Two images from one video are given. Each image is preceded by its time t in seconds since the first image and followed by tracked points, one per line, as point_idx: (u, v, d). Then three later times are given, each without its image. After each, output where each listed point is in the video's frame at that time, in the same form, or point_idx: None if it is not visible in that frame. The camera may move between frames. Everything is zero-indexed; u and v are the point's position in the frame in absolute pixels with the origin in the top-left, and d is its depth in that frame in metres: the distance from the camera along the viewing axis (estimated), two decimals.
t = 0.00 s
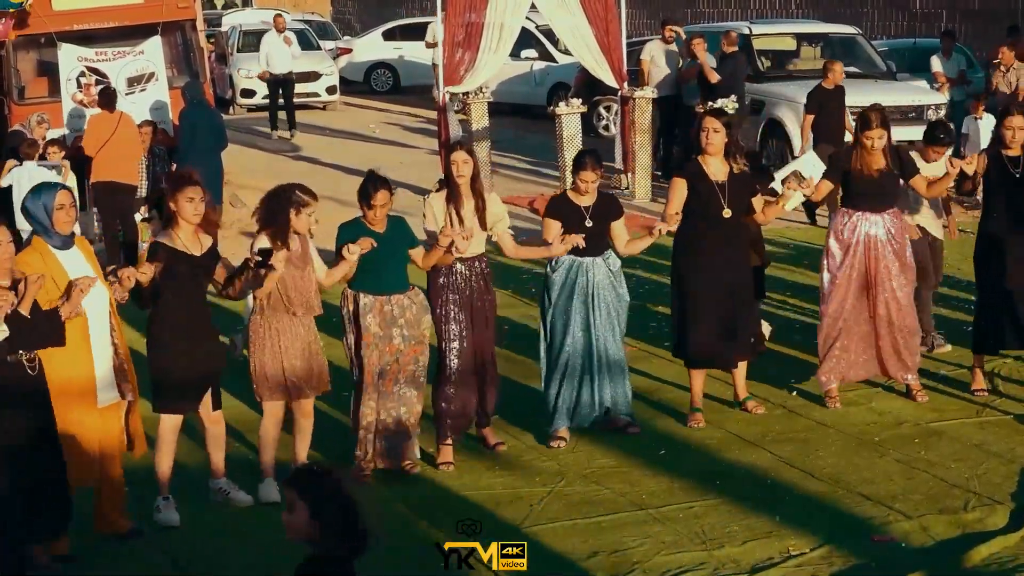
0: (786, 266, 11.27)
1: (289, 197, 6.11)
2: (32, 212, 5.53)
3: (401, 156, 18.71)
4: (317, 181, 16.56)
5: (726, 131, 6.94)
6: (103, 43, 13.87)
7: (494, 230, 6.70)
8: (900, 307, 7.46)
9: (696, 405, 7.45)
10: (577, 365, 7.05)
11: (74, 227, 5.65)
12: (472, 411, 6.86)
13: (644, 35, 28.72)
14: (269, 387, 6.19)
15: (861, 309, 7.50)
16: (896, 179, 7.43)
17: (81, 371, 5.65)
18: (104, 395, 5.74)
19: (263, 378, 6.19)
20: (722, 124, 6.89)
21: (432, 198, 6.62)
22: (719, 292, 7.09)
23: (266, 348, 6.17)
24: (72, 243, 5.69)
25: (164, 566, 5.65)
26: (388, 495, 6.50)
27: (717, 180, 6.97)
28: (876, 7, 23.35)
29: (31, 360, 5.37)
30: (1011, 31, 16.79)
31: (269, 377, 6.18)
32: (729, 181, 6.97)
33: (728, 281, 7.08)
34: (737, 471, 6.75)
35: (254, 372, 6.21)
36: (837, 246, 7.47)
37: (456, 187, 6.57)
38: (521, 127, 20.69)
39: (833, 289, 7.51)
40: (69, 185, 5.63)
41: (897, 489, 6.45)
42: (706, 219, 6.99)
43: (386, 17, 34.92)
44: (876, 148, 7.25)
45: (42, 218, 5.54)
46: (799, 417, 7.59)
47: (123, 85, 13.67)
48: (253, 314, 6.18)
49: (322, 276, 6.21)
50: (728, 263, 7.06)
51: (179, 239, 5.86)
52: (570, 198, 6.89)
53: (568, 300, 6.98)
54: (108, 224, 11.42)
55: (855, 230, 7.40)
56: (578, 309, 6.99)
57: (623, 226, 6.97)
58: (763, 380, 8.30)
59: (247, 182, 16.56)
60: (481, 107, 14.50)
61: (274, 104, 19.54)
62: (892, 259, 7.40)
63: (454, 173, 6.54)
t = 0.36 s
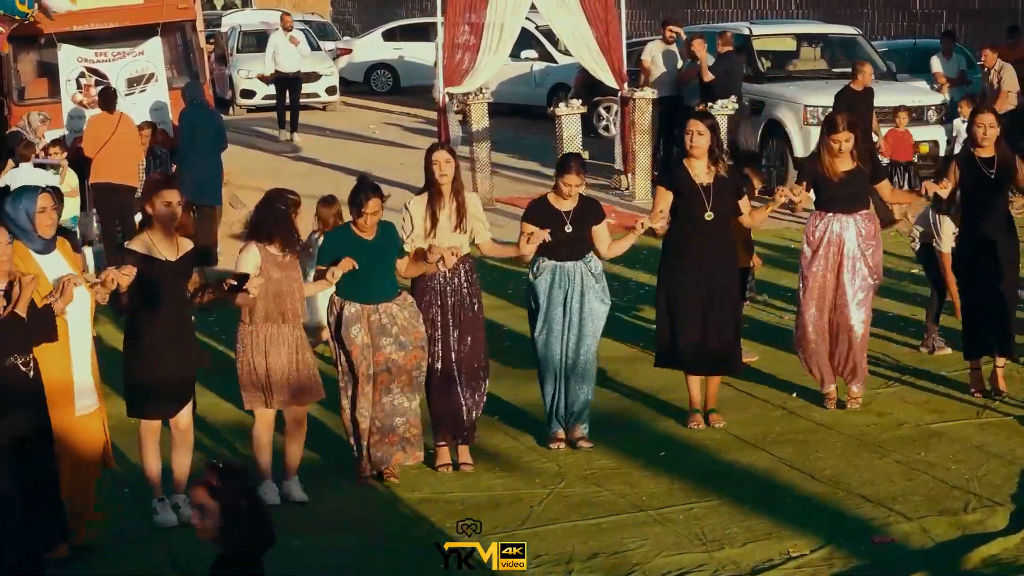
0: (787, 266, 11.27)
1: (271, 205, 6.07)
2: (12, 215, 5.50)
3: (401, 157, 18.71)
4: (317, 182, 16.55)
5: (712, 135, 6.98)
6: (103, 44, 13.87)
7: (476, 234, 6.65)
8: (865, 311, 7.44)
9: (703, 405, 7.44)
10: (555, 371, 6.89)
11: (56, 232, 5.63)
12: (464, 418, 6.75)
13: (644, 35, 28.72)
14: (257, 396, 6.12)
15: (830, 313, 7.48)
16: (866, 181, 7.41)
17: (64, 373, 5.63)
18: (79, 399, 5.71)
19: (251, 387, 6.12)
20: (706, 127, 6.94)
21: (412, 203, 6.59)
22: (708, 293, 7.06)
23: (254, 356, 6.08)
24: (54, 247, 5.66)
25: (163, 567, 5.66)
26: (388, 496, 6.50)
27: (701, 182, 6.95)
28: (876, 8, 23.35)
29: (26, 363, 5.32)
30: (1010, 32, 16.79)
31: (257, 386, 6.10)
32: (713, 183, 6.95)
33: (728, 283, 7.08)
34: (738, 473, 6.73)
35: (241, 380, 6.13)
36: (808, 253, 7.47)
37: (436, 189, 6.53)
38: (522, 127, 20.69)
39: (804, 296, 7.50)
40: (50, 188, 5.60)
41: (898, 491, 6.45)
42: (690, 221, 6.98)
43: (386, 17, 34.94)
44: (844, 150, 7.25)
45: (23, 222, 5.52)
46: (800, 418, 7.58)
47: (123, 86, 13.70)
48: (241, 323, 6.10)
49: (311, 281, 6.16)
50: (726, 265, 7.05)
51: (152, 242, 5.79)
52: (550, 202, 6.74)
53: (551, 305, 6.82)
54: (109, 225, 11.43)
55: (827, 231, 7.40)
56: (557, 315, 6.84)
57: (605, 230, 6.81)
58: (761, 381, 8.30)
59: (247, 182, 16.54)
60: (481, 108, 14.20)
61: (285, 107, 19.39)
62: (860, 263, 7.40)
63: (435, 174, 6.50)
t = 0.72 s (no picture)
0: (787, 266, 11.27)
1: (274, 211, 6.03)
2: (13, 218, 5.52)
3: (401, 157, 18.71)
4: (317, 183, 16.54)
5: (704, 135, 6.96)
6: (102, 44, 13.88)
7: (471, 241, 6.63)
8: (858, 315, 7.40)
9: (676, 409, 7.40)
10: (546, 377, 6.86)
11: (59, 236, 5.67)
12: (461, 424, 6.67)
13: (644, 35, 28.70)
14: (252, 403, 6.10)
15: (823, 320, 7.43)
16: (854, 186, 7.33)
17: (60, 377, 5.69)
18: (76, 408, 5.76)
19: (248, 392, 6.10)
20: (698, 128, 6.90)
21: (402, 211, 6.57)
22: (702, 295, 7.05)
23: (250, 361, 6.07)
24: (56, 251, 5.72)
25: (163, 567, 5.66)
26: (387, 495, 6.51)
27: (694, 185, 6.96)
28: (876, 8, 23.35)
29: (40, 376, 5.35)
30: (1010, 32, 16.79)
31: (252, 393, 6.09)
32: (705, 186, 6.95)
33: (729, 283, 7.07)
34: (737, 474, 6.73)
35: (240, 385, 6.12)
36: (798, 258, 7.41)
37: (428, 196, 6.49)
38: (521, 128, 20.68)
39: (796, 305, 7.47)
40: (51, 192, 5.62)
41: (897, 492, 6.44)
42: (685, 224, 6.99)
43: (385, 17, 34.95)
44: (830, 149, 7.19)
45: (26, 226, 5.54)
46: (798, 420, 7.58)
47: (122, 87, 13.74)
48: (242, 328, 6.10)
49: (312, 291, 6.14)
50: (724, 266, 7.06)
51: (138, 249, 5.77)
52: (544, 208, 6.73)
53: (546, 313, 6.77)
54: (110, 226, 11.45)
55: (816, 237, 7.33)
56: (548, 326, 6.78)
57: (594, 236, 6.87)
58: (760, 382, 8.30)
59: (246, 183, 16.53)
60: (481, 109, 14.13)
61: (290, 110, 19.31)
62: (852, 265, 7.33)
63: (428, 182, 6.46)
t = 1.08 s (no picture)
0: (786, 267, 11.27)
1: (256, 210, 5.93)
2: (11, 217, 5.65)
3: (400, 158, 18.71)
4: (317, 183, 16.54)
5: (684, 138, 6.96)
6: (102, 45, 13.87)
7: (449, 239, 6.61)
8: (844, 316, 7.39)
9: (655, 412, 7.29)
10: (528, 376, 6.76)
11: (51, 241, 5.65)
12: (451, 425, 6.67)
13: (644, 36, 28.70)
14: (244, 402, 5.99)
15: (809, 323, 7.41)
16: (832, 187, 7.34)
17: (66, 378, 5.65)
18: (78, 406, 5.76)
19: (239, 389, 5.98)
20: (678, 131, 6.90)
21: (380, 213, 6.48)
22: (687, 297, 7.04)
23: (240, 357, 5.96)
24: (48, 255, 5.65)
25: (161, 568, 5.67)
26: (386, 496, 6.52)
27: (675, 187, 6.95)
28: (875, 9, 23.35)
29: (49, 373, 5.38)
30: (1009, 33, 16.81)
31: (243, 392, 5.98)
32: (686, 188, 6.96)
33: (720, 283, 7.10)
34: (737, 475, 6.73)
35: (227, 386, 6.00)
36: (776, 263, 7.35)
37: (405, 199, 6.45)
38: (521, 129, 20.68)
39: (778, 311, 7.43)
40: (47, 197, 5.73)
41: (897, 492, 6.45)
42: (667, 228, 6.96)
43: (385, 18, 34.97)
44: (809, 147, 7.20)
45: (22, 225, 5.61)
46: (798, 420, 7.58)
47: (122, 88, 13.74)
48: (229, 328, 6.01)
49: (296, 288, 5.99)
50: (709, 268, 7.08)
51: (127, 253, 5.69)
52: (523, 208, 6.65)
53: (531, 317, 6.70)
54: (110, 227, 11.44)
55: (797, 237, 7.30)
56: (531, 330, 6.72)
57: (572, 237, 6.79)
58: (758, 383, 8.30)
59: (247, 184, 16.53)
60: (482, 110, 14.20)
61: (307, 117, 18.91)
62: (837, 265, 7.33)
63: (406, 183, 6.41)
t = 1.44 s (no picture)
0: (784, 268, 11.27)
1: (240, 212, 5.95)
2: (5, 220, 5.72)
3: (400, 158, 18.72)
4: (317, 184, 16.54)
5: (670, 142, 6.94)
6: (102, 45, 13.84)
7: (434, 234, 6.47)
8: (824, 318, 7.38)
9: (655, 414, 7.27)
10: (513, 378, 6.76)
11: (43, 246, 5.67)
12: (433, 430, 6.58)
13: (644, 36, 28.71)
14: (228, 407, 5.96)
15: (791, 323, 7.39)
16: (814, 191, 7.35)
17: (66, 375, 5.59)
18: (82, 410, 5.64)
19: (217, 392, 5.97)
20: (666, 134, 6.89)
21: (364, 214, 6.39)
22: (672, 300, 7.03)
23: (222, 363, 5.93)
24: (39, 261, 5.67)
25: (160, 569, 5.67)
26: (383, 497, 6.52)
27: (658, 191, 6.96)
28: (876, 9, 23.34)
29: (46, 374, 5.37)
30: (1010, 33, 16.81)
31: (229, 395, 5.96)
32: (670, 192, 6.96)
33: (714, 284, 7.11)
34: (736, 475, 6.73)
35: (212, 391, 5.98)
36: (757, 262, 7.36)
37: (384, 199, 6.37)
38: (522, 129, 20.68)
39: (761, 311, 7.41)
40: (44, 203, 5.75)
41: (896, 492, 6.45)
42: (651, 232, 6.96)
43: (386, 18, 34.99)
44: (790, 151, 7.23)
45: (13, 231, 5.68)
46: (799, 420, 7.58)
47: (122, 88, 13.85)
48: (209, 335, 5.96)
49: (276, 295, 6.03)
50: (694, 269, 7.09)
51: (107, 258, 5.64)
52: (501, 211, 6.62)
53: (511, 319, 6.69)
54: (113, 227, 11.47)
55: (781, 241, 7.30)
56: (512, 331, 6.71)
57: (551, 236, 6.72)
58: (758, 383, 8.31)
59: (246, 184, 16.53)
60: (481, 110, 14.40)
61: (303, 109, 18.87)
62: (818, 267, 7.34)
63: (388, 182, 6.33)
